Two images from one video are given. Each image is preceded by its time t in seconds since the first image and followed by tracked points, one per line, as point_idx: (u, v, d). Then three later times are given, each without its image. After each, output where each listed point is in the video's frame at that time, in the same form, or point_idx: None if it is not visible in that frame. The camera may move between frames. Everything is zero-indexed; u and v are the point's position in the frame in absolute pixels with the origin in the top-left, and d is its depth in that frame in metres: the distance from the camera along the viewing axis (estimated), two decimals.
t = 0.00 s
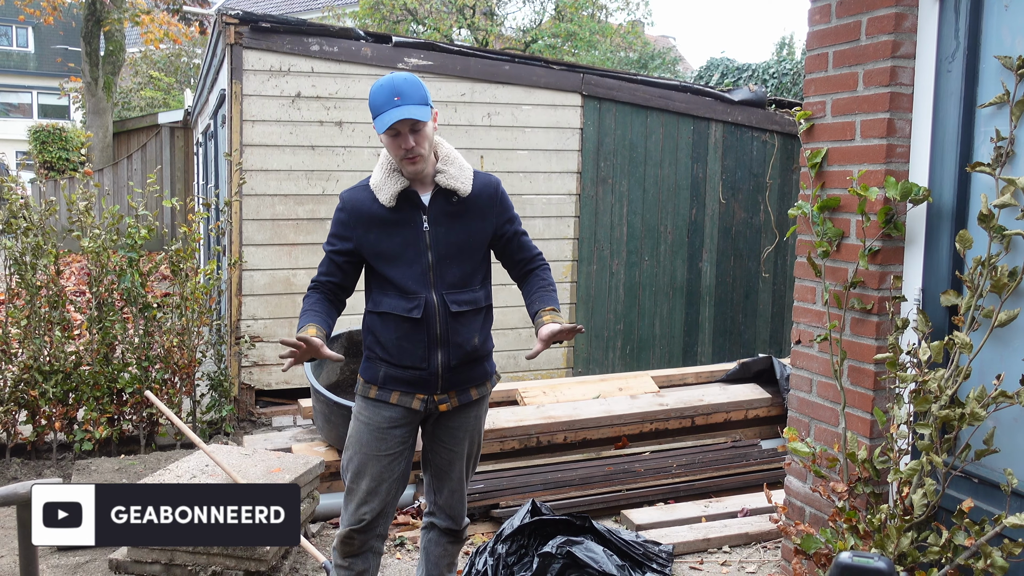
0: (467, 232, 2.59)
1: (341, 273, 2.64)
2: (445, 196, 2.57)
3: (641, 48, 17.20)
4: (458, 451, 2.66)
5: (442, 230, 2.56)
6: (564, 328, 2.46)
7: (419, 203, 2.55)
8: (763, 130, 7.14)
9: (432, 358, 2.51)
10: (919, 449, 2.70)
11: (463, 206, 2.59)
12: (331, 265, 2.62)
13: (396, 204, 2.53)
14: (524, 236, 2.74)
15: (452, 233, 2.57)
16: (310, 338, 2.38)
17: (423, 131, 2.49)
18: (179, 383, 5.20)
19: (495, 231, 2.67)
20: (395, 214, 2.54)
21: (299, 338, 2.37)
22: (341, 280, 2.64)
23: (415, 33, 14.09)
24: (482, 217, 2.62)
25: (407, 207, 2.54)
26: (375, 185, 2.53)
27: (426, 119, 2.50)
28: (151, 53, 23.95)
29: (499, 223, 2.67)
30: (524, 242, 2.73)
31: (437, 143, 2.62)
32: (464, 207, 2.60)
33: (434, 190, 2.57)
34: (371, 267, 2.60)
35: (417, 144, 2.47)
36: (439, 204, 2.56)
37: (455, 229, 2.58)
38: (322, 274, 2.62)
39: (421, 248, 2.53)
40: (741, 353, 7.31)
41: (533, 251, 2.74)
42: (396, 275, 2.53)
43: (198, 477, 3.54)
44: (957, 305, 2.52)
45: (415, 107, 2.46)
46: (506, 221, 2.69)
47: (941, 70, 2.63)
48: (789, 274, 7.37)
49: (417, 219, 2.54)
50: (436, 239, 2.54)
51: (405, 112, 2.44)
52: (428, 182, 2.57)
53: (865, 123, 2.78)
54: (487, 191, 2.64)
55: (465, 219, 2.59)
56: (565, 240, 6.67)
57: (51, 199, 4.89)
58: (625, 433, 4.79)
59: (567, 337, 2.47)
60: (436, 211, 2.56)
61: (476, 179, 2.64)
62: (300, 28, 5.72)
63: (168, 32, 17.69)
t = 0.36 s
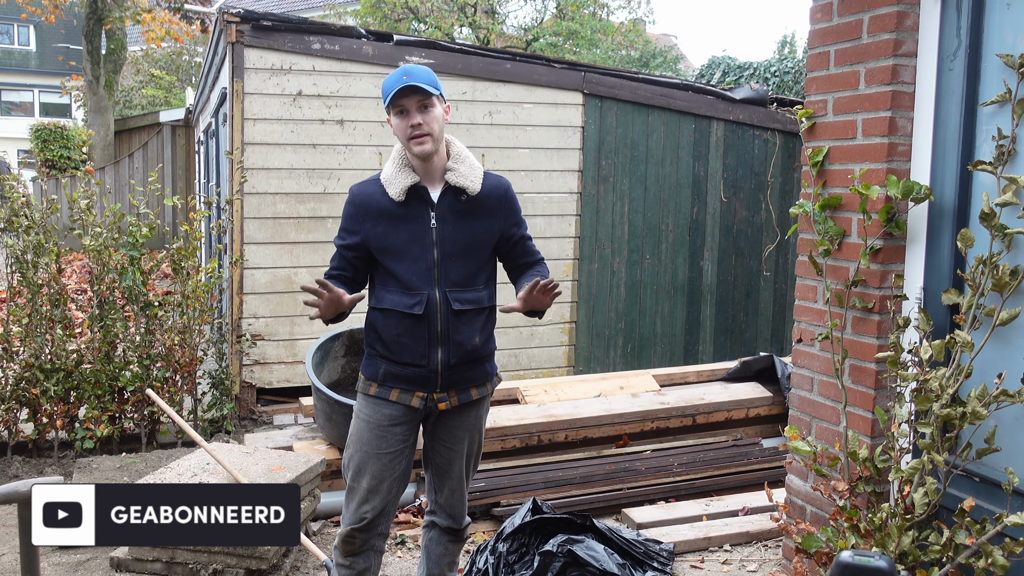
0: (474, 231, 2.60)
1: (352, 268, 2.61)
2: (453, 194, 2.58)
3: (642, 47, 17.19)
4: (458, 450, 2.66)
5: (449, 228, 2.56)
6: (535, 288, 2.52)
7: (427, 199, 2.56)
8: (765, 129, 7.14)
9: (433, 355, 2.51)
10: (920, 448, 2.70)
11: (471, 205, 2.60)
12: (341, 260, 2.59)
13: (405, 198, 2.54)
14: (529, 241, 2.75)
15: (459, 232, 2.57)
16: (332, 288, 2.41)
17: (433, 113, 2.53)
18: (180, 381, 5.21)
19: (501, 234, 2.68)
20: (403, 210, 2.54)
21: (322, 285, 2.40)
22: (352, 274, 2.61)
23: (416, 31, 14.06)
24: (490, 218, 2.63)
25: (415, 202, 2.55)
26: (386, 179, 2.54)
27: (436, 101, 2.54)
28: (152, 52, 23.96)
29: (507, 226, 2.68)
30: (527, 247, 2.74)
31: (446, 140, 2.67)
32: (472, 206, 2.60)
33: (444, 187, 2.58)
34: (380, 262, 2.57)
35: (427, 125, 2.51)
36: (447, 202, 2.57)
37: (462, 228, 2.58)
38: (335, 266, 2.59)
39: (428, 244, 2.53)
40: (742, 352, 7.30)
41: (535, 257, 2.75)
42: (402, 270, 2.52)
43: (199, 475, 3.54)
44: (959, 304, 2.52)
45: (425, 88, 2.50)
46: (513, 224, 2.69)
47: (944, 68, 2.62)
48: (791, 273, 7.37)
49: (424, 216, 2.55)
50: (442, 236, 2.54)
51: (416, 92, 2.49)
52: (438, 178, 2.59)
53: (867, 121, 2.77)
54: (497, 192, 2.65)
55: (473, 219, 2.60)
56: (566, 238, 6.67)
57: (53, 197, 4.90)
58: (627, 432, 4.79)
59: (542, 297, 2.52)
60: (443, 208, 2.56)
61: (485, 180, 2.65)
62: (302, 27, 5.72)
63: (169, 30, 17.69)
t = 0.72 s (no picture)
0: (476, 230, 2.58)
1: (356, 265, 2.60)
2: (457, 192, 2.58)
3: (644, 46, 17.19)
4: (458, 448, 2.66)
5: (451, 225, 2.55)
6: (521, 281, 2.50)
7: (430, 197, 2.56)
8: (766, 127, 7.13)
9: (433, 353, 2.52)
10: (921, 446, 2.70)
11: (474, 203, 2.59)
12: (347, 257, 2.59)
13: (409, 194, 2.54)
14: (530, 243, 2.72)
15: (461, 230, 2.56)
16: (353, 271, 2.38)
17: (440, 113, 2.54)
18: (182, 380, 5.21)
19: (504, 234, 2.66)
20: (406, 207, 2.54)
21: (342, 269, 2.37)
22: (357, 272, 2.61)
23: (417, 29, 14.04)
24: (492, 218, 2.62)
25: (418, 199, 2.55)
26: (390, 175, 2.54)
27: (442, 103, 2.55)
28: (154, 51, 23.96)
29: (510, 226, 2.66)
30: (528, 249, 2.72)
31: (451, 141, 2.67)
32: (475, 204, 2.59)
33: (448, 185, 2.58)
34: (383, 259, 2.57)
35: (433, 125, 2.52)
36: (450, 199, 2.57)
37: (465, 226, 2.57)
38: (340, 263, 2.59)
39: (430, 242, 2.52)
40: (744, 350, 7.30)
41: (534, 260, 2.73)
42: (404, 268, 2.52)
43: (200, 474, 3.55)
44: (960, 302, 2.51)
45: (432, 89, 2.51)
46: (516, 225, 2.67)
47: (945, 66, 2.62)
48: (792, 271, 7.36)
49: (427, 213, 2.54)
50: (445, 233, 2.54)
51: (423, 93, 2.50)
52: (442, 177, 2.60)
53: (868, 119, 2.77)
54: (501, 191, 2.64)
55: (476, 217, 2.59)
56: (567, 237, 6.66)
57: (54, 196, 4.90)
58: (628, 430, 4.79)
59: (527, 290, 2.50)
60: (446, 206, 2.56)
61: (489, 179, 2.64)
62: (303, 25, 5.72)
63: (171, 29, 17.70)
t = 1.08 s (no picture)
0: (478, 230, 2.58)
1: (358, 263, 2.61)
2: (459, 191, 2.57)
3: (645, 45, 17.18)
4: (459, 447, 2.65)
5: (453, 224, 2.55)
6: (540, 332, 2.45)
7: (432, 196, 2.55)
8: (767, 127, 7.13)
9: (434, 352, 2.51)
10: (923, 446, 2.69)
11: (476, 202, 2.59)
12: (348, 256, 2.59)
13: (411, 193, 2.53)
14: (530, 244, 2.72)
15: (463, 230, 2.56)
16: (345, 314, 2.36)
17: (439, 110, 2.54)
18: (182, 379, 5.21)
19: (505, 233, 2.66)
20: (408, 206, 2.54)
21: (333, 313, 2.35)
22: (359, 270, 2.62)
23: (418, 29, 14.03)
24: (494, 217, 2.61)
25: (420, 198, 2.54)
26: (392, 174, 2.54)
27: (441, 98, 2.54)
28: (154, 50, 23.95)
29: (511, 225, 2.65)
30: (529, 250, 2.72)
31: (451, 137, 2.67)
32: (477, 203, 2.59)
33: (450, 183, 2.58)
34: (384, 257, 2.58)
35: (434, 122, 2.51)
36: (452, 198, 2.56)
37: (466, 225, 2.57)
38: (341, 262, 2.60)
39: (432, 241, 2.52)
40: (745, 350, 7.29)
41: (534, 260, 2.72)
42: (405, 267, 2.52)
43: (201, 473, 3.55)
44: (962, 301, 2.51)
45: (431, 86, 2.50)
46: (517, 226, 2.67)
47: (947, 65, 2.62)
48: (793, 271, 7.36)
49: (428, 212, 2.54)
50: (447, 232, 2.54)
51: (422, 91, 2.49)
52: (444, 175, 2.59)
53: (869, 118, 2.77)
54: (502, 191, 2.64)
55: (478, 216, 2.59)
56: (568, 236, 6.66)
57: (55, 196, 4.89)
58: (629, 430, 4.79)
59: (545, 342, 2.47)
60: (448, 205, 2.56)
61: (491, 179, 2.64)
62: (304, 25, 5.71)
63: (171, 28, 17.71)
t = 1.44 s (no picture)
0: (479, 229, 2.58)
1: (359, 263, 2.61)
2: (459, 191, 2.57)
3: (647, 45, 17.16)
4: (459, 446, 2.65)
5: (454, 223, 2.55)
6: (543, 332, 2.46)
7: (433, 195, 2.55)
8: (768, 126, 7.12)
9: (433, 351, 2.51)
10: (925, 446, 2.69)
11: (477, 202, 2.58)
12: (349, 256, 2.59)
13: (412, 192, 2.53)
14: (533, 243, 2.72)
15: (465, 228, 2.55)
16: (348, 317, 2.35)
17: (441, 111, 2.53)
18: (184, 379, 5.20)
19: (506, 233, 2.65)
20: (410, 205, 2.53)
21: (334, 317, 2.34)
22: (361, 270, 2.62)
23: (419, 28, 14.00)
24: (496, 217, 2.61)
25: (421, 198, 2.54)
26: (393, 174, 2.54)
27: (443, 100, 2.54)
28: (156, 49, 23.94)
29: (513, 225, 2.65)
30: (531, 250, 2.71)
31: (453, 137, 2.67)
32: (479, 203, 2.59)
33: (451, 182, 2.57)
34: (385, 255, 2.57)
35: (435, 123, 2.51)
36: (453, 198, 2.56)
37: (468, 225, 2.56)
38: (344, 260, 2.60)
39: (432, 240, 2.52)
40: (746, 350, 7.29)
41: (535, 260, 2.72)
42: (406, 266, 2.52)
43: (203, 473, 3.55)
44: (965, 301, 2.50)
45: (433, 87, 2.50)
46: (520, 226, 2.67)
47: (950, 64, 2.61)
48: (795, 271, 7.35)
49: (429, 211, 2.54)
50: (448, 231, 2.53)
51: (423, 91, 2.48)
52: (444, 175, 2.59)
53: (872, 117, 2.76)
54: (504, 191, 2.63)
55: (480, 215, 2.58)
56: (570, 236, 6.66)
57: (56, 195, 4.88)
58: (630, 429, 4.79)
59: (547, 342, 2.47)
60: (450, 204, 2.55)
61: (492, 178, 2.63)
62: (305, 24, 5.71)
63: (173, 28, 17.72)
